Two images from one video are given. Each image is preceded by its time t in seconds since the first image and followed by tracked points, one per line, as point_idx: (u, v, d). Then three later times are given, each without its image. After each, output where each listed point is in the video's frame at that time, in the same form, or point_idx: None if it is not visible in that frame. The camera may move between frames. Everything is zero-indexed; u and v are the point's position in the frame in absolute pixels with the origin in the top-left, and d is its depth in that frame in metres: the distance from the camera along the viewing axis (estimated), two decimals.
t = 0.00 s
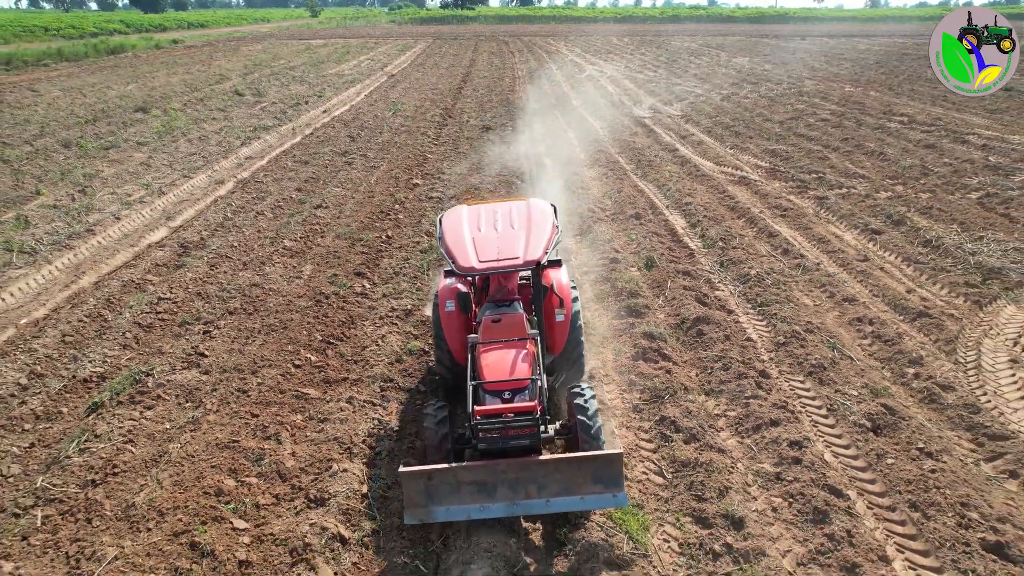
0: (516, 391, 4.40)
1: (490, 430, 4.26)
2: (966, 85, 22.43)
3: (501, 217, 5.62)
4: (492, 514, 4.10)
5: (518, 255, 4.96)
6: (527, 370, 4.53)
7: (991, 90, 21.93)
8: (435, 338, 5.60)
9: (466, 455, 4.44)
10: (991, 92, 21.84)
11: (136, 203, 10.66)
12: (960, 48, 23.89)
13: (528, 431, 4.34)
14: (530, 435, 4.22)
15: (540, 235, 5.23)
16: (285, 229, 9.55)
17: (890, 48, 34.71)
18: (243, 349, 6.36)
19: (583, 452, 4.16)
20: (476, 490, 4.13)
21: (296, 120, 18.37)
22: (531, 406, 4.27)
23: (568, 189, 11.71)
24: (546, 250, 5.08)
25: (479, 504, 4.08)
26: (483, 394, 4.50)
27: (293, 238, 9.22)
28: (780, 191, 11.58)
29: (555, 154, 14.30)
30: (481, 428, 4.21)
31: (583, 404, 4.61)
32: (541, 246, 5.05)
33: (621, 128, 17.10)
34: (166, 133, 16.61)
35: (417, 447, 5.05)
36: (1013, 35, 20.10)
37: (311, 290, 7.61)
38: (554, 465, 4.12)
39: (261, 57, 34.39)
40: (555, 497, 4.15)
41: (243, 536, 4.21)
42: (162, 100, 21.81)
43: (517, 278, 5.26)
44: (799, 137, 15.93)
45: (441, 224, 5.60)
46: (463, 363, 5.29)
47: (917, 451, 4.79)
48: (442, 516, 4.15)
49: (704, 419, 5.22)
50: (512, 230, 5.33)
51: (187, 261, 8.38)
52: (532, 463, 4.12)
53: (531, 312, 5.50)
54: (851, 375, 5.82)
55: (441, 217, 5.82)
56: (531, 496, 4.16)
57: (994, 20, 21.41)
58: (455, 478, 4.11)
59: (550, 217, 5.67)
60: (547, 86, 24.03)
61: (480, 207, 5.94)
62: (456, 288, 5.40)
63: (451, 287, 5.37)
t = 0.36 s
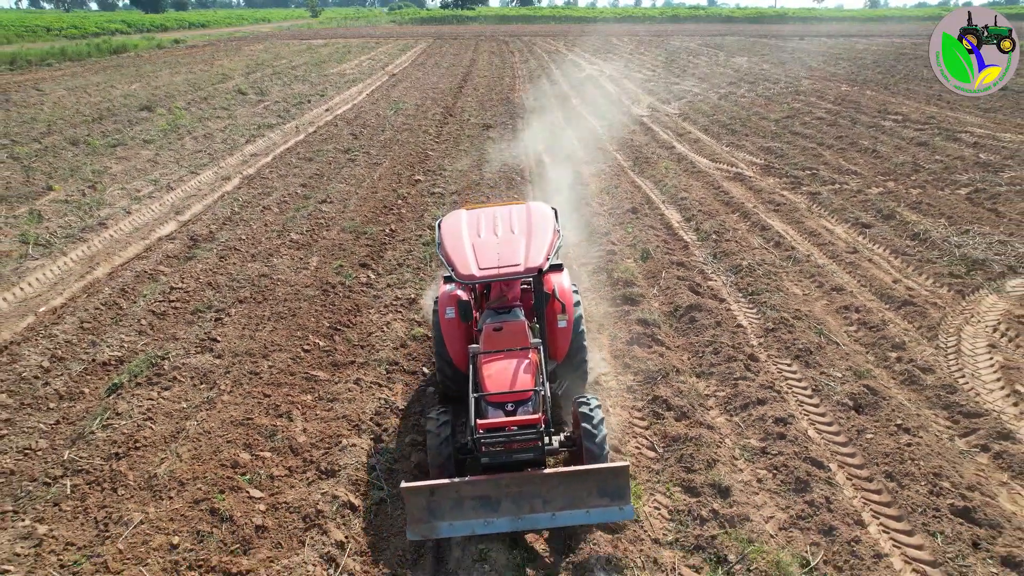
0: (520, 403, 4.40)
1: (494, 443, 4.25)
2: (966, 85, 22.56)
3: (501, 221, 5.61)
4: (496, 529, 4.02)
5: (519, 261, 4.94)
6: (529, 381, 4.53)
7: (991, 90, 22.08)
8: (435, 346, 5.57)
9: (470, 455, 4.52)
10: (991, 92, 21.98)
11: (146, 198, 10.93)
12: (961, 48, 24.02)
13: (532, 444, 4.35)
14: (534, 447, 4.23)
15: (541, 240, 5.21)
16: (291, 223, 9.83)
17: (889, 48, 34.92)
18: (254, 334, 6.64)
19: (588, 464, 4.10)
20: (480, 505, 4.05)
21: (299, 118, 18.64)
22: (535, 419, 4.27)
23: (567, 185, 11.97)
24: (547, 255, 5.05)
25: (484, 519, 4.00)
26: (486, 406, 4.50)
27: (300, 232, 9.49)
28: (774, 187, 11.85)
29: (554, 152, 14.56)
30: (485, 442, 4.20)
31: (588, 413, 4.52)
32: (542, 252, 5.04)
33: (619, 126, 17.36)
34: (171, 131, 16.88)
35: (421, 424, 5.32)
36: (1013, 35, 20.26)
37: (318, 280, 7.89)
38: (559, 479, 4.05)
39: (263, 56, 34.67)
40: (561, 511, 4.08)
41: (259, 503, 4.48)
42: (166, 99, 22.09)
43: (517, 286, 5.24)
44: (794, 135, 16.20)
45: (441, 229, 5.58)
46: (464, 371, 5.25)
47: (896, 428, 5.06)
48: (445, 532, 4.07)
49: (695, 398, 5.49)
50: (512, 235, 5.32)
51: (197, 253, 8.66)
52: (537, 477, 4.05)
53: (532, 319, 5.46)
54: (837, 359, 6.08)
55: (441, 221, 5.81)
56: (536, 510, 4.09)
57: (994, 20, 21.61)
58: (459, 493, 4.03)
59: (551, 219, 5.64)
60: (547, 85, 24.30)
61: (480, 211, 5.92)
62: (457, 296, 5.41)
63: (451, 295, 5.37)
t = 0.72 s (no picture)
0: (522, 405, 4.36)
1: (496, 446, 4.22)
2: (966, 85, 22.69)
3: (504, 223, 5.65)
4: (498, 533, 3.97)
5: (522, 263, 4.98)
6: (531, 383, 4.50)
7: (990, 90, 22.22)
8: (436, 348, 5.51)
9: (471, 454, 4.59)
10: (991, 92, 22.09)
11: (155, 194, 11.21)
12: (961, 48, 24.15)
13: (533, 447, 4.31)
14: (537, 451, 4.20)
15: (544, 242, 5.26)
16: (297, 217, 10.10)
17: (887, 48, 35.12)
18: (264, 322, 6.91)
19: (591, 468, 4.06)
20: (481, 509, 4.00)
21: (301, 117, 18.90)
22: (538, 422, 4.24)
23: (565, 181, 12.23)
24: (551, 258, 5.07)
25: (485, 523, 3.95)
26: (487, 409, 4.45)
27: (306, 226, 9.76)
28: (769, 184, 12.11)
29: (554, 149, 14.81)
30: (487, 445, 4.16)
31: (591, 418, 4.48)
32: (545, 253, 5.07)
33: (617, 125, 17.62)
34: (176, 129, 17.15)
35: (425, 405, 5.59)
36: (1013, 35, 20.41)
37: (324, 271, 8.16)
38: (561, 483, 4.00)
39: (265, 56, 34.95)
40: (563, 515, 4.02)
41: (273, 476, 4.75)
42: (170, 98, 22.36)
43: (519, 289, 5.22)
44: (790, 133, 16.47)
45: (443, 231, 5.62)
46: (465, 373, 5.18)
47: (876, 407, 5.33)
48: (444, 536, 4.01)
49: (686, 380, 5.76)
50: (515, 237, 5.36)
51: (207, 246, 8.93)
52: (539, 480, 4.00)
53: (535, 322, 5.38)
54: (823, 344, 6.35)
55: (443, 224, 5.84)
56: (537, 514, 4.03)
57: (993, 20, 21.76)
58: (460, 496, 3.98)
59: (553, 222, 5.69)
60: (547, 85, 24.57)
61: (482, 213, 5.97)
62: (458, 297, 5.36)
63: (452, 296, 5.32)
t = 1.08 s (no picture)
0: (520, 408, 4.36)
1: (494, 449, 4.24)
2: (966, 85, 22.72)
3: (505, 225, 5.68)
4: (495, 535, 4.01)
5: (522, 264, 5.01)
6: (531, 386, 4.49)
7: (991, 89, 22.27)
8: (436, 348, 5.50)
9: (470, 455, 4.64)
10: (991, 92, 22.17)
11: (166, 188, 11.57)
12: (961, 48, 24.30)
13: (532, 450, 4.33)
14: (534, 454, 4.22)
15: (545, 243, 5.29)
16: (304, 210, 10.45)
17: (884, 47, 35.34)
18: (276, 306, 7.27)
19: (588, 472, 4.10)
20: (479, 511, 4.05)
21: (305, 115, 19.24)
22: (536, 425, 4.25)
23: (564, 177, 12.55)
24: (551, 260, 5.10)
25: (483, 525, 4.00)
26: (486, 411, 4.45)
27: (313, 218, 10.11)
28: (761, 178, 12.46)
29: (553, 146, 15.14)
30: (485, 447, 4.17)
31: (589, 426, 4.49)
32: (545, 255, 5.10)
33: (615, 123, 17.96)
34: (183, 126, 17.50)
35: (431, 381, 5.95)
36: (1012, 35, 20.60)
37: (332, 260, 8.52)
38: (558, 486, 4.05)
39: (268, 55, 35.28)
40: (560, 518, 4.06)
41: (290, 443, 5.11)
42: (175, 97, 22.71)
43: (520, 290, 5.25)
44: (784, 130, 16.83)
45: (445, 233, 5.66)
46: (464, 374, 5.15)
47: (853, 381, 5.71)
48: (443, 538, 4.06)
49: (676, 358, 6.13)
50: (516, 238, 5.40)
51: (219, 236, 9.29)
52: (537, 483, 4.05)
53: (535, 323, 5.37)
54: (807, 326, 6.71)
55: (444, 225, 5.88)
56: (535, 517, 4.08)
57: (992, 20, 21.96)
58: (458, 498, 4.04)
59: (554, 223, 5.72)
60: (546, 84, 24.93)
61: (484, 214, 6.00)
62: (459, 299, 5.38)
63: (453, 297, 5.34)
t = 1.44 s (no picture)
0: (518, 404, 4.41)
1: (492, 445, 4.28)
2: (967, 85, 22.79)
3: (504, 223, 5.67)
4: (492, 529, 4.05)
5: (521, 263, 4.99)
6: (528, 382, 4.55)
7: (992, 89, 22.41)
8: (435, 346, 5.56)
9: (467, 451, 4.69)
10: (991, 91, 22.36)
11: (178, 182, 12.00)
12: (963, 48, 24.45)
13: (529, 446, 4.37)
14: (531, 449, 4.27)
15: (543, 242, 5.27)
16: (312, 202, 10.89)
17: (881, 47, 35.61)
18: (289, 289, 7.70)
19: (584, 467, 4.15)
20: (476, 505, 4.08)
21: (309, 113, 19.67)
22: (533, 420, 4.30)
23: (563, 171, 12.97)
24: (550, 258, 5.09)
25: (480, 519, 4.04)
26: (484, 407, 4.50)
27: (322, 209, 10.54)
28: (753, 173, 12.89)
29: (552, 142, 15.55)
30: (483, 443, 4.22)
31: (585, 422, 4.55)
32: (544, 253, 5.08)
33: (612, 120, 18.39)
34: (191, 123, 17.93)
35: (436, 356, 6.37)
36: (1012, 35, 20.78)
37: (341, 248, 8.95)
38: (555, 480, 4.09)
39: (270, 55, 35.71)
40: (557, 513, 4.10)
41: (306, 409, 5.53)
42: (181, 95, 23.16)
43: (518, 288, 5.25)
44: (777, 127, 17.25)
45: (444, 231, 5.66)
46: (463, 371, 5.22)
47: (830, 355, 6.14)
48: (440, 531, 4.08)
49: (666, 335, 6.56)
50: (514, 237, 5.38)
51: (231, 226, 9.72)
52: (533, 478, 4.09)
53: (534, 321, 5.44)
54: (789, 307, 7.13)
55: (443, 224, 5.88)
56: (532, 511, 4.12)
57: (993, 20, 22.17)
58: (455, 492, 4.08)
59: (553, 221, 5.71)
60: (546, 82, 25.37)
61: (483, 213, 6.00)
62: (458, 297, 5.40)
63: (452, 295, 5.37)
